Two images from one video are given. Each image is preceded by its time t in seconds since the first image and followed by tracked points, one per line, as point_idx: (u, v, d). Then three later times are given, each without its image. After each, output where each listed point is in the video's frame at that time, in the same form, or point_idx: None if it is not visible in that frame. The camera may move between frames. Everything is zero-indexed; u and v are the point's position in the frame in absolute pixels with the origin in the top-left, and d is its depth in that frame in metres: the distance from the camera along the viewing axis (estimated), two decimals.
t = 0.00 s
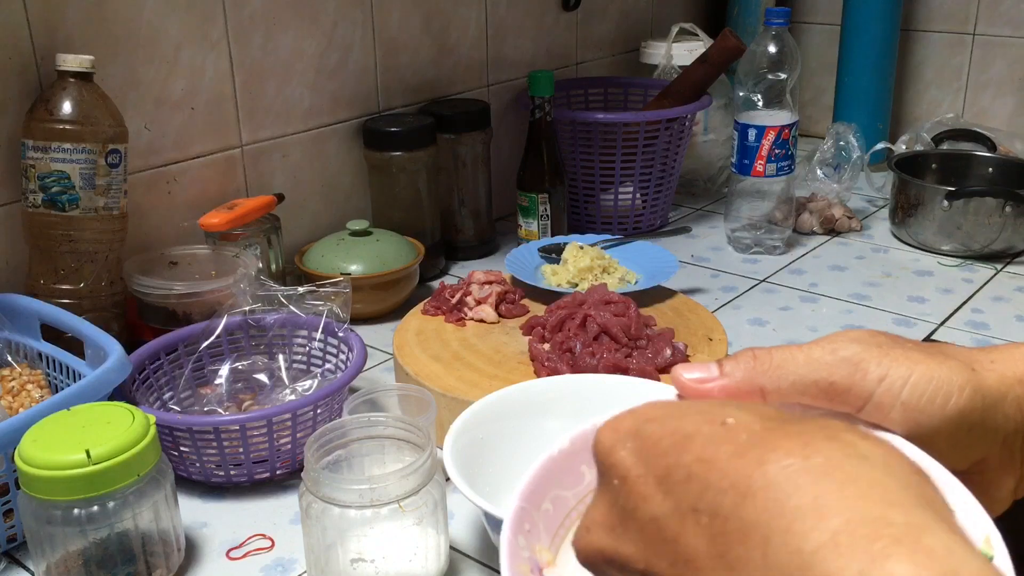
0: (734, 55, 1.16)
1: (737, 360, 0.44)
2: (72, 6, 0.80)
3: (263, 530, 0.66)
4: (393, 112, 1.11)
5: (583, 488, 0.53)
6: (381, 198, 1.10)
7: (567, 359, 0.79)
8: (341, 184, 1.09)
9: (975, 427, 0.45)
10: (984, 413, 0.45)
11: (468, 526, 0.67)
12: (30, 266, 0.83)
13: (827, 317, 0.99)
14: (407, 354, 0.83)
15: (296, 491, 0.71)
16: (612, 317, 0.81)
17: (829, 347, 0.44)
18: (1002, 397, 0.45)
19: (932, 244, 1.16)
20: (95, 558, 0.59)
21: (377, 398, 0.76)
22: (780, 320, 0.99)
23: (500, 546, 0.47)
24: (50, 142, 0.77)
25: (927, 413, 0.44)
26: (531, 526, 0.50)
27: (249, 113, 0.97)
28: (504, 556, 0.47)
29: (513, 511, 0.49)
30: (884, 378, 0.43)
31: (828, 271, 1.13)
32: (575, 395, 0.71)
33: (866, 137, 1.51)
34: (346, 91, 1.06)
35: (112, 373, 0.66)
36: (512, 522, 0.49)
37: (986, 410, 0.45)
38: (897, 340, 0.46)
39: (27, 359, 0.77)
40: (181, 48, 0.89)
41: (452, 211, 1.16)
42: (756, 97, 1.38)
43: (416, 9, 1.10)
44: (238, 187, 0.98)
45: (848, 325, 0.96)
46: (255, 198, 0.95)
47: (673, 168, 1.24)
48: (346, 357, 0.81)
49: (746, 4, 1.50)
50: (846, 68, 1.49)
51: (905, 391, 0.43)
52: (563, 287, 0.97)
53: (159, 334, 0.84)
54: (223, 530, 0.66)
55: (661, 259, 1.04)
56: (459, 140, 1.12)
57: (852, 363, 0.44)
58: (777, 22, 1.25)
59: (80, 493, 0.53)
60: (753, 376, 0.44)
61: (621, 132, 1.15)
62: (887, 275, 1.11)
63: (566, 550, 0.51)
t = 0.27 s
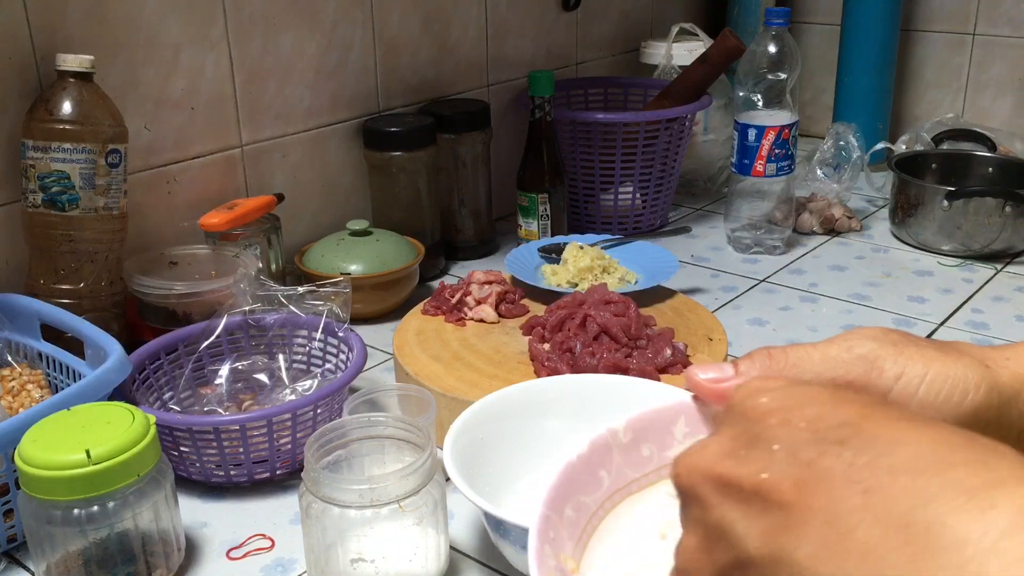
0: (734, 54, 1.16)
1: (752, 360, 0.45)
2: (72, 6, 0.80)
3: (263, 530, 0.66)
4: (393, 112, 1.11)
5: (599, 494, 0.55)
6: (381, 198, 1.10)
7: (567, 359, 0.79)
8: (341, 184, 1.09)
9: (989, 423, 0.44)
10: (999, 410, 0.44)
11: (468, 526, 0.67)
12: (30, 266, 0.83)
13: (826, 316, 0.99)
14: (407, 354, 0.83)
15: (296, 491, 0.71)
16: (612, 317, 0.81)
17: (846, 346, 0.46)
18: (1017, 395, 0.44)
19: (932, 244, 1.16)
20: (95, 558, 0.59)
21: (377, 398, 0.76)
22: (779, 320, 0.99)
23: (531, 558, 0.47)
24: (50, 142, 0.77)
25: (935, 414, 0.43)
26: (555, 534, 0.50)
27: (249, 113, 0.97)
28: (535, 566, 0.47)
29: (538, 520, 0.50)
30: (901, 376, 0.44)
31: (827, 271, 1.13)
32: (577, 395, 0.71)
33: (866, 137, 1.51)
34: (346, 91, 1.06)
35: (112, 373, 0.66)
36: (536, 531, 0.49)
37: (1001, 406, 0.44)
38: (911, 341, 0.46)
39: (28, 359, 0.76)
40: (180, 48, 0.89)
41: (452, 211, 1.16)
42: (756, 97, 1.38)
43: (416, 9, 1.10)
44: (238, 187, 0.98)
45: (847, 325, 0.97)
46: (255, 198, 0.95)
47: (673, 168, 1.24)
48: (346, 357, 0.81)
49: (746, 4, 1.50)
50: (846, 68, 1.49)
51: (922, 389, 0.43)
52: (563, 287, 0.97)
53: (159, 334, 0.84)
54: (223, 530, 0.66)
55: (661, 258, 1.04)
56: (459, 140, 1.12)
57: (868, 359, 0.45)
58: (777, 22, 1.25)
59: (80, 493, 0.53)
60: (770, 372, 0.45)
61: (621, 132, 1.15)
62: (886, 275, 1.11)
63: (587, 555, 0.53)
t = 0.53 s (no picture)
0: (734, 54, 1.16)
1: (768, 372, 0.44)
2: (72, 6, 0.80)
3: (263, 530, 0.66)
4: (393, 112, 1.11)
5: (621, 501, 0.55)
6: (381, 198, 1.10)
7: (567, 359, 0.79)
8: (341, 183, 1.09)
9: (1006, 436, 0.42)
10: (1015, 421, 0.42)
11: (468, 527, 0.67)
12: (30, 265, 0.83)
13: (826, 316, 0.99)
14: (407, 355, 0.83)
15: (296, 491, 0.71)
16: (611, 317, 0.81)
17: (860, 359, 0.44)
18: None
19: (932, 244, 1.16)
20: (95, 558, 0.59)
21: (377, 398, 0.76)
22: (779, 320, 0.99)
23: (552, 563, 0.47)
24: (50, 142, 0.77)
25: (951, 425, 0.41)
26: (577, 540, 0.50)
27: (249, 113, 0.97)
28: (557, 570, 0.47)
29: (561, 525, 0.49)
30: (915, 390, 0.42)
31: (827, 270, 1.13)
32: (576, 395, 0.71)
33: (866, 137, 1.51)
34: (346, 91, 1.06)
35: (112, 373, 0.66)
36: (559, 536, 0.48)
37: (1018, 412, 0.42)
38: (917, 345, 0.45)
39: (28, 359, 0.77)
40: (180, 48, 0.89)
41: (452, 210, 1.16)
42: (756, 97, 1.38)
43: (416, 9, 1.10)
44: (237, 187, 0.98)
45: (847, 325, 0.96)
46: (254, 198, 0.95)
47: (673, 168, 1.24)
48: (346, 357, 0.81)
49: (747, 4, 1.50)
50: (846, 68, 1.49)
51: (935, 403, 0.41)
52: (563, 287, 0.97)
53: (159, 334, 0.84)
54: (223, 529, 0.67)
55: (661, 258, 1.04)
56: (459, 140, 1.12)
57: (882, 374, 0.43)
58: (777, 22, 1.25)
59: (80, 493, 0.53)
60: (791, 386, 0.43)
61: (621, 132, 1.15)
62: (886, 275, 1.11)
63: (608, 562, 0.52)
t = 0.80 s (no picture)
0: (734, 54, 1.16)
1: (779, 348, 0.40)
2: (73, 7, 0.80)
3: (263, 530, 0.66)
4: (393, 112, 1.11)
5: (629, 471, 0.55)
6: (381, 198, 1.10)
7: (567, 359, 0.79)
8: (341, 184, 1.09)
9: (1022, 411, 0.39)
10: None
11: (468, 527, 0.67)
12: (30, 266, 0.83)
13: (826, 316, 0.99)
14: (407, 355, 0.83)
15: (296, 491, 0.71)
16: (611, 317, 0.81)
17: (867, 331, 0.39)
18: None
19: (932, 244, 1.16)
20: (95, 558, 0.59)
21: (377, 398, 0.76)
22: (779, 320, 0.99)
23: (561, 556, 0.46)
24: (50, 142, 0.77)
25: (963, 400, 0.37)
26: (582, 505, 0.51)
27: (249, 113, 0.97)
28: (562, 545, 0.47)
29: (566, 492, 0.50)
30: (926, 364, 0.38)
31: (826, 270, 1.13)
32: (576, 395, 0.71)
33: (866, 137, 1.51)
34: (346, 91, 1.06)
35: (112, 373, 0.66)
36: (564, 502, 0.49)
37: None
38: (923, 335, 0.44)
39: (28, 359, 0.76)
40: (180, 48, 0.89)
41: (452, 210, 1.15)
42: (756, 97, 1.38)
43: (416, 9, 1.10)
44: (238, 187, 0.98)
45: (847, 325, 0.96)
46: (255, 198, 0.95)
47: (673, 168, 1.24)
48: (346, 357, 0.81)
49: (747, 5, 1.50)
50: (846, 68, 1.49)
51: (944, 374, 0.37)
52: (563, 287, 0.97)
53: (159, 334, 0.84)
54: (223, 530, 0.66)
55: (661, 258, 1.04)
56: (459, 140, 1.12)
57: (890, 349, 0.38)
58: (777, 22, 1.25)
59: (80, 493, 0.53)
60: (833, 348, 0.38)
61: (621, 131, 1.15)
62: (886, 275, 1.11)
63: (614, 528, 0.52)
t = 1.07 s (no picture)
0: (734, 54, 1.16)
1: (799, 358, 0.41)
2: (72, 7, 0.80)
3: (262, 530, 0.66)
4: (393, 112, 1.11)
5: (644, 495, 0.54)
6: (381, 198, 1.10)
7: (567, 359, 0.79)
8: (341, 184, 1.09)
9: None
10: None
11: (468, 527, 0.67)
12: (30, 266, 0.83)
13: (826, 316, 0.99)
14: (407, 355, 0.83)
15: (296, 491, 0.71)
16: (612, 317, 0.81)
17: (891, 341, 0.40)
18: None
19: (932, 244, 1.16)
20: (95, 558, 0.59)
21: (377, 398, 0.76)
22: (779, 320, 0.99)
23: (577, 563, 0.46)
24: (50, 142, 0.77)
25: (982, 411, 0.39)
26: (600, 534, 0.49)
27: (248, 113, 0.97)
28: (581, 566, 0.46)
29: (583, 522, 0.48)
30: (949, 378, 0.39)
31: (825, 270, 1.13)
32: (576, 395, 0.71)
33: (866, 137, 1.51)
34: (346, 91, 1.06)
35: (112, 373, 0.66)
36: (583, 531, 0.48)
37: None
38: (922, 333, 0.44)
39: (28, 359, 0.76)
40: (180, 48, 0.89)
41: (452, 210, 1.15)
42: (756, 97, 1.38)
43: (416, 8, 1.10)
44: (237, 187, 0.98)
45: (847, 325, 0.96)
46: (254, 198, 0.95)
47: (673, 168, 1.24)
48: (346, 357, 0.81)
49: (747, 5, 1.50)
50: (846, 68, 1.49)
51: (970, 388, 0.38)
52: (563, 287, 0.97)
53: (159, 334, 0.84)
54: (222, 530, 0.66)
55: (661, 258, 1.04)
56: (459, 140, 1.11)
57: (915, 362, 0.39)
58: (777, 22, 1.25)
59: (81, 493, 0.53)
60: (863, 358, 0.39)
61: (621, 132, 1.15)
62: (886, 275, 1.11)
63: (632, 557, 0.51)
